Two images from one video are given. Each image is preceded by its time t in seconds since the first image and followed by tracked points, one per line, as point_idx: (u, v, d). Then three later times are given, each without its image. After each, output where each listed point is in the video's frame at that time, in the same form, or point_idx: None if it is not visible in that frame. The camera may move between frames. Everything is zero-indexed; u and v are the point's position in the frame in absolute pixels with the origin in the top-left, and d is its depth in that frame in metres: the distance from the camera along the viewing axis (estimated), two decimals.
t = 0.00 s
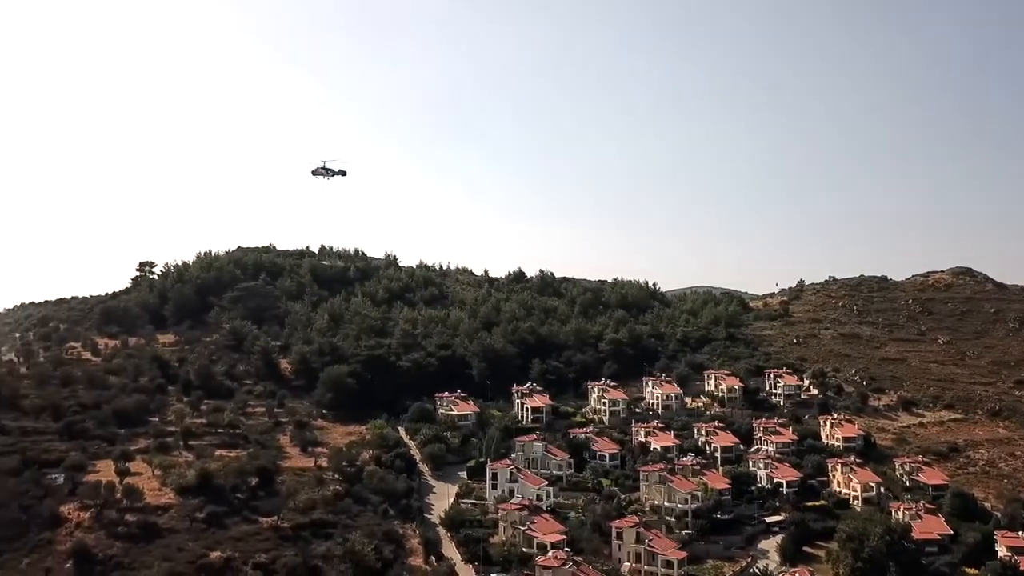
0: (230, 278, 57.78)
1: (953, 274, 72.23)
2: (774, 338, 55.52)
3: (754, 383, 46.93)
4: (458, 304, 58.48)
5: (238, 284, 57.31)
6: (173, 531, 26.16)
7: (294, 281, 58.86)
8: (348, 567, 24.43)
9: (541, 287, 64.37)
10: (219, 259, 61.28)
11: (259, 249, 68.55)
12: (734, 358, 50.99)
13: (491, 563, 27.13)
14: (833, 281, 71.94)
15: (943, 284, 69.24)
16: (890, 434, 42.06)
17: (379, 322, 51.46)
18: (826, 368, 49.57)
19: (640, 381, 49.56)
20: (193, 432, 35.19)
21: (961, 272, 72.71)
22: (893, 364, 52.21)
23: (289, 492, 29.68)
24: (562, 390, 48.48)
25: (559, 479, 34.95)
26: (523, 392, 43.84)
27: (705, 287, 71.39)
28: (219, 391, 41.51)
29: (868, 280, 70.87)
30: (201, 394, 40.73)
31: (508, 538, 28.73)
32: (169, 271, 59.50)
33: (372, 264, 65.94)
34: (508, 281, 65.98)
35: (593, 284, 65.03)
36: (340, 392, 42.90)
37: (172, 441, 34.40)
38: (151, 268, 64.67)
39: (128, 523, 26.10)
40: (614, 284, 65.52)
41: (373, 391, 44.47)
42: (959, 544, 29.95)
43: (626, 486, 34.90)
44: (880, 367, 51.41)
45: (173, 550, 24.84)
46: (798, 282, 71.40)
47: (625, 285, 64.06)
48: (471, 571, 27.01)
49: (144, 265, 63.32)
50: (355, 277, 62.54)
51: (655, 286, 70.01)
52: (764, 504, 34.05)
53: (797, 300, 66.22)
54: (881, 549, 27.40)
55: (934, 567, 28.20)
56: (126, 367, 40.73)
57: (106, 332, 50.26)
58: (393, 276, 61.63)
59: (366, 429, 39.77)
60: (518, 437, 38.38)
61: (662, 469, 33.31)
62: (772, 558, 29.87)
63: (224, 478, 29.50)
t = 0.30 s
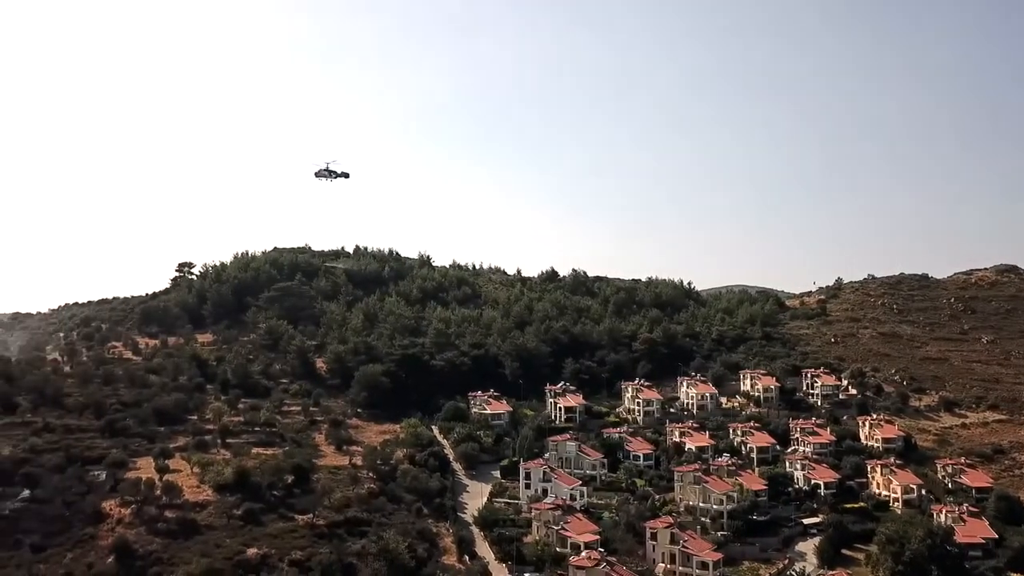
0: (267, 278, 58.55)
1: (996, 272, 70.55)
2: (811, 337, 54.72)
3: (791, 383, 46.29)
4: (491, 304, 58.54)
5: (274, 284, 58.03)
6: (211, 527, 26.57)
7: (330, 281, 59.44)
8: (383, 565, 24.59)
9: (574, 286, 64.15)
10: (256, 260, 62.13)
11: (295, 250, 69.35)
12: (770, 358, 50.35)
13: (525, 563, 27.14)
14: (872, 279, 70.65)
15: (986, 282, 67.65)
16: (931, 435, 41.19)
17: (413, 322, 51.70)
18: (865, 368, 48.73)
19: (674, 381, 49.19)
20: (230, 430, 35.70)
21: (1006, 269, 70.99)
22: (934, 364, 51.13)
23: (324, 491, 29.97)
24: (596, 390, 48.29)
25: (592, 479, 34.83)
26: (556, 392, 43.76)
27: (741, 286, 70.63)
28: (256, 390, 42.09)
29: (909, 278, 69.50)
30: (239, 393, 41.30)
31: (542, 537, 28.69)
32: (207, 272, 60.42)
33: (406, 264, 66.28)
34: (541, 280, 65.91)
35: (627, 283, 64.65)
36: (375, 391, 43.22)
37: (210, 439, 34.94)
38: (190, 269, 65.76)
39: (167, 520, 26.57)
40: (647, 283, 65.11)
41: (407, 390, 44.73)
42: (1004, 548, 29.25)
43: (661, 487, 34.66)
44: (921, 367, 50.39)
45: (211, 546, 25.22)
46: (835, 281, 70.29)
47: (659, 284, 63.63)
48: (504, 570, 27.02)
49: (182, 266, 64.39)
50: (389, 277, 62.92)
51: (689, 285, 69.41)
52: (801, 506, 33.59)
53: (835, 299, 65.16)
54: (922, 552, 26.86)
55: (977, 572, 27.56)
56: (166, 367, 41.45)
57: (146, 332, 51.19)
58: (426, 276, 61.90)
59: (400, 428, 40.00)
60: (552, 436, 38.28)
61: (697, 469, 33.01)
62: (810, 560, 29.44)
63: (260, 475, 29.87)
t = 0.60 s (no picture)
0: (302, 279, 59.20)
1: None
2: (849, 337, 53.85)
3: (829, 383, 45.58)
4: (524, 303, 58.51)
5: (309, 284, 58.62)
6: (248, 525, 26.94)
7: (364, 281, 59.92)
8: (417, 563, 24.72)
9: (608, 286, 63.86)
10: (291, 260, 62.87)
11: (329, 250, 70.01)
12: (807, 357, 49.65)
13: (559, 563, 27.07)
14: (913, 277, 69.27)
15: None
16: (974, 436, 40.29)
17: (446, 321, 51.89)
18: (905, 368, 47.82)
19: (709, 381, 48.74)
20: (266, 428, 36.16)
21: None
22: (977, 363, 50.00)
23: (358, 489, 30.21)
24: (630, 390, 48.04)
25: (626, 479, 34.63)
26: (589, 391, 43.61)
27: (777, 285, 69.75)
28: (292, 389, 42.57)
29: (951, 276, 68.04)
30: (275, 392, 41.82)
31: (575, 537, 28.61)
32: (244, 273, 61.26)
33: (439, 264, 66.53)
34: (574, 279, 65.73)
35: (661, 282, 64.20)
36: (409, 389, 43.49)
37: (247, 437, 35.41)
38: (228, 270, 66.75)
39: (205, 517, 26.99)
40: (681, 281, 64.59)
41: (441, 389, 44.91)
42: None
43: (695, 487, 34.37)
44: (963, 367, 49.30)
45: (248, 542, 25.56)
46: (874, 279, 69.06)
47: (693, 283, 63.09)
48: (538, 570, 26.99)
49: (220, 267, 65.36)
50: (423, 276, 63.21)
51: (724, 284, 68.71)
52: (840, 508, 33.08)
53: (874, 297, 64.06)
54: (965, 556, 26.29)
55: None
56: (204, 366, 42.11)
57: (185, 331, 52.05)
58: (459, 276, 62.07)
59: (434, 427, 40.18)
60: (585, 436, 38.17)
61: (732, 470, 32.69)
62: (848, 563, 28.97)
63: (296, 473, 30.20)
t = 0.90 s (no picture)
0: (337, 279, 59.77)
1: None
2: (889, 336, 52.89)
3: (868, 383, 44.79)
4: (557, 303, 58.38)
5: (344, 284, 59.15)
6: (284, 522, 27.26)
7: (398, 280, 60.28)
8: (450, 562, 24.80)
9: (642, 284, 63.44)
10: (327, 260, 63.54)
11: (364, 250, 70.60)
12: (846, 356, 48.86)
13: (592, 563, 26.97)
14: (955, 274, 67.74)
15: None
16: (1020, 438, 39.30)
17: (479, 321, 51.97)
18: (947, 368, 46.81)
19: (744, 381, 48.22)
20: (302, 426, 36.56)
21: None
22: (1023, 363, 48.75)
23: (392, 487, 30.40)
24: (664, 389, 47.70)
25: (660, 479, 34.38)
26: (623, 390, 43.41)
27: (814, 284, 68.73)
28: (328, 388, 43.00)
29: (995, 273, 66.43)
30: (310, 391, 42.26)
31: (609, 537, 28.47)
32: (280, 273, 62.00)
33: (472, 263, 66.68)
34: (607, 278, 65.47)
35: (696, 281, 63.63)
36: (442, 388, 43.65)
37: (283, 435, 35.84)
38: (265, 270, 67.65)
39: (242, 514, 27.38)
40: (716, 280, 63.94)
41: (474, 388, 45.03)
42: None
43: (731, 488, 34.00)
44: (1008, 366, 48.11)
45: (284, 539, 25.86)
46: (915, 277, 67.69)
47: (728, 282, 62.43)
48: (571, 570, 26.90)
49: (257, 268, 66.25)
50: (456, 276, 63.41)
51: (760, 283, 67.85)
52: (879, 510, 32.50)
53: (914, 296, 62.81)
54: (1011, 560, 25.64)
55: None
56: (241, 365, 42.72)
57: (223, 331, 52.82)
58: (493, 275, 62.16)
59: (467, 426, 40.28)
60: (619, 436, 37.98)
61: (769, 471, 32.30)
62: (888, 566, 28.43)
63: (331, 471, 30.50)
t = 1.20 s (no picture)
0: (372, 279, 60.22)
1: None
2: (930, 335, 51.83)
3: (909, 383, 43.94)
4: (590, 302, 58.15)
5: (379, 284, 59.58)
6: (319, 519, 27.53)
7: (432, 280, 60.55)
8: (484, 561, 24.86)
9: (676, 283, 62.98)
10: (361, 261, 64.09)
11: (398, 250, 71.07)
12: (885, 356, 47.99)
13: (626, 563, 26.84)
14: (1000, 272, 66.11)
15: None
16: None
17: (512, 320, 51.99)
18: (992, 368, 45.72)
19: (781, 380, 47.61)
20: (337, 425, 36.89)
21: None
22: None
23: (427, 486, 30.54)
24: (699, 389, 47.29)
25: (696, 480, 34.07)
26: (657, 390, 43.13)
27: (853, 282, 67.59)
28: (362, 388, 43.34)
29: None
30: (346, 390, 42.65)
31: (644, 538, 28.28)
32: (316, 273, 62.69)
33: (505, 263, 66.71)
34: (641, 277, 65.09)
35: (731, 280, 62.96)
36: (475, 388, 43.76)
37: (319, 434, 36.19)
38: (301, 271, 68.47)
39: (279, 511, 27.70)
40: (752, 279, 63.21)
41: (508, 388, 45.08)
42: None
43: (768, 489, 33.58)
44: None
45: (320, 537, 26.09)
46: (957, 275, 66.23)
47: (764, 280, 61.66)
48: (606, 570, 26.76)
49: (293, 268, 67.04)
50: (489, 276, 63.50)
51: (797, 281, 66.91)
52: (921, 512, 31.85)
53: (957, 294, 61.47)
54: None
55: None
56: (278, 364, 43.24)
57: (260, 331, 53.53)
58: (526, 275, 62.15)
59: (500, 425, 40.31)
60: (653, 436, 37.72)
61: (806, 472, 31.85)
62: (930, 570, 27.85)
63: (366, 470, 30.72)
